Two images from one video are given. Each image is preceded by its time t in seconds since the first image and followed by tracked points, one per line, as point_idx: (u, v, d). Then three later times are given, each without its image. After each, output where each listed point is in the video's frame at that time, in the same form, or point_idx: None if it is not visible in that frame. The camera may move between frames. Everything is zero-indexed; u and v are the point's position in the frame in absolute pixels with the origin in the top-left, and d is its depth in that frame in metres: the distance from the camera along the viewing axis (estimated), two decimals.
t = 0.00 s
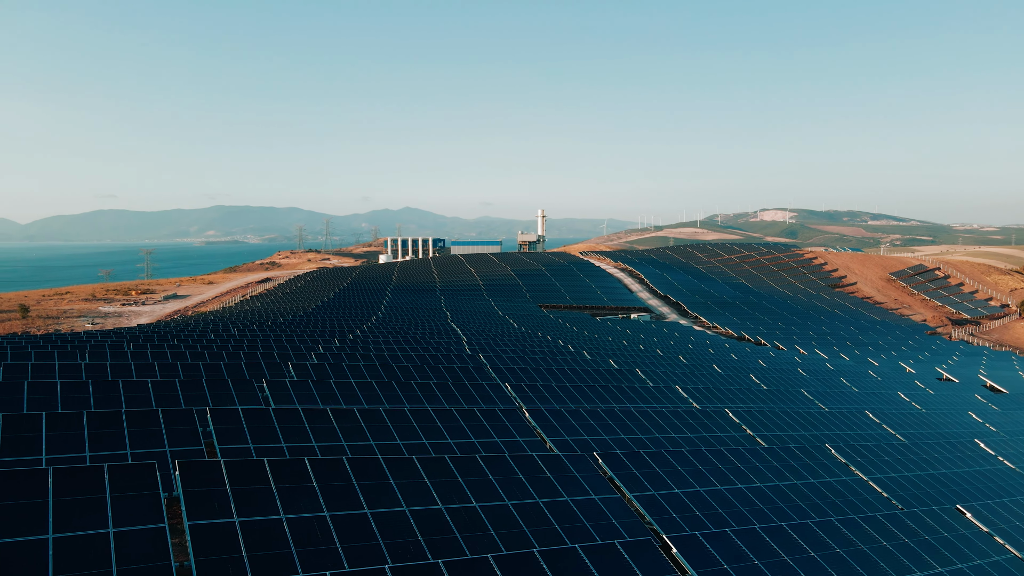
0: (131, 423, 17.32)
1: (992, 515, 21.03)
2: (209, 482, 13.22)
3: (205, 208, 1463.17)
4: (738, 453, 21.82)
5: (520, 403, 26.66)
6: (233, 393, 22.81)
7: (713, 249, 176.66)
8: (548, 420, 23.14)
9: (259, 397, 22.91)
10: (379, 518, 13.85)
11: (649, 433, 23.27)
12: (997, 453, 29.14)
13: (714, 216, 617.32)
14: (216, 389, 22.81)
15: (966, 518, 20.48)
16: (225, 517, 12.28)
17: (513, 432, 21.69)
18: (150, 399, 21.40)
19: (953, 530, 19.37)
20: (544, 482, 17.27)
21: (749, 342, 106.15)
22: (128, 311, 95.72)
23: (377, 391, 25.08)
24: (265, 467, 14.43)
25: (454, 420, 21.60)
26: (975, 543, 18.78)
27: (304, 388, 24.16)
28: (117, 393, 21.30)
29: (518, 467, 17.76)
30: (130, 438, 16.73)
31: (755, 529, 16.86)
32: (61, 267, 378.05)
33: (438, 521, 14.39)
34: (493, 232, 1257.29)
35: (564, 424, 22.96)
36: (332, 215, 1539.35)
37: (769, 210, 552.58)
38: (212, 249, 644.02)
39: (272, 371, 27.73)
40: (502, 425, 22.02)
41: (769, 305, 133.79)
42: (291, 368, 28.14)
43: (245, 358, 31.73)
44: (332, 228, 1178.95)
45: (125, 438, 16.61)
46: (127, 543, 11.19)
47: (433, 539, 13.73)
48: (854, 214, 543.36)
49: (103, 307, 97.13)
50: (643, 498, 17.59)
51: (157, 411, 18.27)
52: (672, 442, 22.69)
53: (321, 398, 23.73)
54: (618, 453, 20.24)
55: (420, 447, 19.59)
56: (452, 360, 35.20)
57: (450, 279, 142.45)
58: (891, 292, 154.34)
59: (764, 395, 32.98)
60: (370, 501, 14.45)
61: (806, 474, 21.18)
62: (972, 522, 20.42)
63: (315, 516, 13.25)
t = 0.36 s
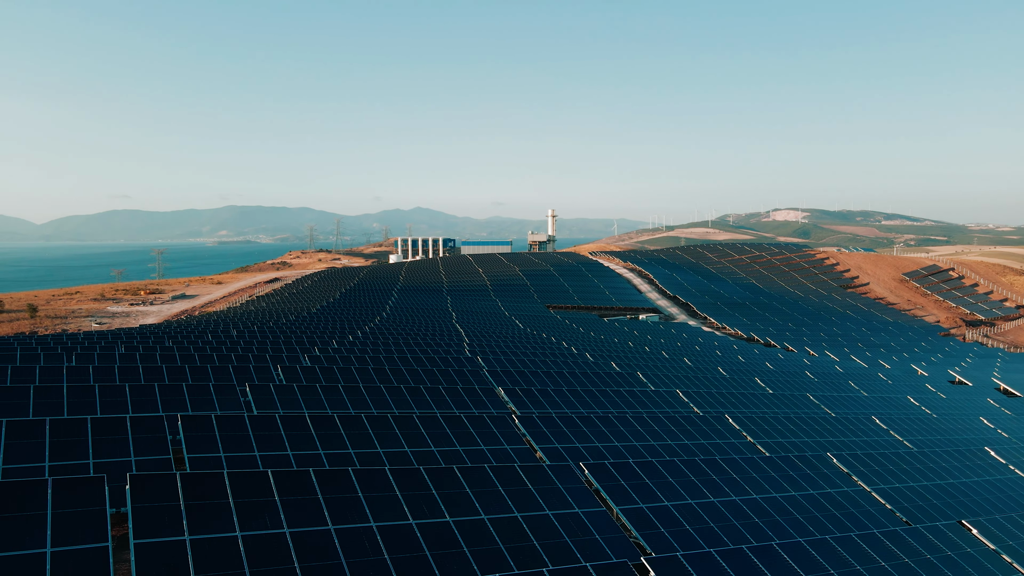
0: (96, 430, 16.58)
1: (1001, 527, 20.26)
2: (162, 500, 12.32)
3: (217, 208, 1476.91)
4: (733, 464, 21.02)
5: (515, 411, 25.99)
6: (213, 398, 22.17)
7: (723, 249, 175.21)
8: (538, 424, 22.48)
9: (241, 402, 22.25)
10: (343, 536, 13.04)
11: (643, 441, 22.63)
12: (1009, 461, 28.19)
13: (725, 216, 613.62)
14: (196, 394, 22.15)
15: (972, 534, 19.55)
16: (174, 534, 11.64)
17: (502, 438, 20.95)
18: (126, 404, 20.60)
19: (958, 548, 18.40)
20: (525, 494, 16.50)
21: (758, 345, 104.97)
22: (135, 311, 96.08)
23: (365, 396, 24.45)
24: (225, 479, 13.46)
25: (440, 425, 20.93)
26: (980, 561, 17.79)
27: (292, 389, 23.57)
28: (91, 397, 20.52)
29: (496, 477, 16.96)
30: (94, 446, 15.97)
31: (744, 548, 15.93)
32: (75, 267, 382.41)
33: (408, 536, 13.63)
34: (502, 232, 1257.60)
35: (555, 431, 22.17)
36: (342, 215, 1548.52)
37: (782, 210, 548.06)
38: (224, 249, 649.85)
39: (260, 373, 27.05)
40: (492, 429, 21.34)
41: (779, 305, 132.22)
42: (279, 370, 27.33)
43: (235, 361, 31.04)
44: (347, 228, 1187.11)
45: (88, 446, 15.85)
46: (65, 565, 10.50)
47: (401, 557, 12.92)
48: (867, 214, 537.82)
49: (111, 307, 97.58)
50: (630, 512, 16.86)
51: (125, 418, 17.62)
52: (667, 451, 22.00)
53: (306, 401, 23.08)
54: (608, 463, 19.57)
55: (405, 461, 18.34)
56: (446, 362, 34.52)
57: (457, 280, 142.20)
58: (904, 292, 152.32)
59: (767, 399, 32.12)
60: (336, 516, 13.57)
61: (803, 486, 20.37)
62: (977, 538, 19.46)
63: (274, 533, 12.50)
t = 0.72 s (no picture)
0: (57, 438, 15.71)
1: (1011, 542, 19.27)
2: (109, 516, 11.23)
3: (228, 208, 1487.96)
4: (727, 474, 20.00)
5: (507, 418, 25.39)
6: (192, 402, 21.63)
7: (734, 249, 173.76)
8: (527, 430, 21.79)
9: (221, 408, 21.74)
10: (300, 553, 11.90)
11: (635, 449, 21.97)
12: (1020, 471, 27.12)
13: (737, 216, 608.74)
14: (174, 399, 21.58)
15: (977, 551, 18.35)
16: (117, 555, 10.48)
17: (487, 446, 20.25)
18: (100, 410, 20.06)
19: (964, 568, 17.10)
20: (502, 508, 15.27)
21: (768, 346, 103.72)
22: (142, 311, 96.65)
23: (351, 401, 23.91)
24: (174, 493, 12.33)
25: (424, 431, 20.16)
26: None
27: (276, 394, 23.05)
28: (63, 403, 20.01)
29: (472, 489, 15.75)
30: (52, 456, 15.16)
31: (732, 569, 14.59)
32: (90, 266, 387.27)
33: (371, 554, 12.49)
34: (512, 232, 1257.69)
35: (544, 438, 21.44)
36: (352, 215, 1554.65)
37: (794, 210, 543.83)
38: (235, 249, 655.31)
39: (247, 377, 26.61)
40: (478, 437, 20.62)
41: (789, 306, 130.70)
42: (267, 374, 26.80)
43: (227, 363, 30.60)
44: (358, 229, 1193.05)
45: (46, 455, 15.08)
46: None
47: None
48: (881, 214, 532.23)
49: (120, 307, 98.29)
50: (614, 527, 15.71)
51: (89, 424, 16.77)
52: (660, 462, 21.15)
53: (290, 407, 22.54)
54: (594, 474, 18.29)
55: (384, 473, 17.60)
56: (442, 364, 33.94)
57: (464, 280, 141.90)
58: (918, 293, 150.10)
59: (770, 404, 31.33)
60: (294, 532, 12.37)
61: (800, 498, 19.34)
62: (983, 557, 18.22)
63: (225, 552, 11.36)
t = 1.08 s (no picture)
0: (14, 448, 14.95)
1: (1017, 559, 18.55)
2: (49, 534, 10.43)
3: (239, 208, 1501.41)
4: (720, 487, 19.20)
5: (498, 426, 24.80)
6: (168, 408, 21.11)
7: (744, 249, 172.33)
8: (515, 437, 21.16)
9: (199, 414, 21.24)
10: None
11: (624, 458, 21.34)
12: None
13: (748, 216, 604.68)
14: (151, 405, 21.04)
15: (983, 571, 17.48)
16: None
17: (471, 454, 19.58)
18: (71, 416, 19.43)
19: None
20: (478, 524, 14.49)
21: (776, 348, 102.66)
22: (149, 311, 96.98)
23: (336, 406, 23.38)
24: (118, 510, 11.41)
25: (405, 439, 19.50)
26: None
27: (259, 400, 22.58)
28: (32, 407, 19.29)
29: (445, 503, 14.96)
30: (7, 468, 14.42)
31: None
32: (104, 267, 391.82)
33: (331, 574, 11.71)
34: (521, 232, 1257.39)
35: (532, 446, 20.77)
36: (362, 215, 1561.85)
37: (806, 210, 540.28)
38: (247, 249, 660.50)
39: (232, 381, 26.15)
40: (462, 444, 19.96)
41: (799, 307, 129.21)
42: (253, 378, 26.33)
43: (217, 366, 30.21)
44: (367, 228, 1198.61)
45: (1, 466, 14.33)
46: None
47: None
48: (894, 215, 526.48)
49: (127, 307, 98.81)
50: (596, 542, 14.97)
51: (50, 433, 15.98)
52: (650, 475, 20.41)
53: (271, 414, 22.02)
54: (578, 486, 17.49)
55: (361, 486, 16.82)
56: (437, 368, 33.40)
57: (471, 280, 141.65)
58: (930, 294, 148.00)
59: (771, 409, 30.58)
60: (248, 554, 11.59)
61: (796, 512, 18.56)
62: None
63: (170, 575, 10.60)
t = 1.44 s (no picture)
0: None
1: None
2: None
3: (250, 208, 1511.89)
4: (708, 499, 18.54)
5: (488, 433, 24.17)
6: (143, 415, 20.56)
7: (754, 249, 170.84)
8: (500, 444, 20.55)
9: (175, 420, 20.76)
10: None
11: (612, 467, 20.80)
12: None
13: (760, 216, 599.47)
14: (125, 410, 20.47)
15: None
16: None
17: (452, 463, 18.81)
18: (40, 423, 18.92)
19: None
20: (446, 540, 13.71)
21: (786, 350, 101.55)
22: (157, 311, 97.52)
23: (322, 411, 22.87)
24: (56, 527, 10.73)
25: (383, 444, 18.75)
26: None
27: (239, 404, 22.07)
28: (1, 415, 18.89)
29: (414, 518, 14.09)
30: None
31: None
32: (118, 266, 396.53)
33: None
34: (530, 232, 1256.84)
35: (517, 455, 20.10)
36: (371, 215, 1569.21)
37: (818, 210, 535.68)
38: (259, 249, 665.76)
39: (217, 385, 25.70)
40: (443, 449, 19.32)
41: (810, 308, 127.82)
42: (238, 382, 25.88)
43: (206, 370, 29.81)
44: (377, 229, 1203.57)
45: None
46: None
47: None
48: (908, 215, 520.72)
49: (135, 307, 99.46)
50: (573, 560, 14.28)
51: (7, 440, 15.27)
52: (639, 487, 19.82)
53: (250, 420, 21.43)
54: (558, 499, 16.85)
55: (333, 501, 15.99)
56: (431, 372, 32.86)
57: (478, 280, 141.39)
58: (944, 295, 145.94)
59: (773, 415, 29.77)
60: None
61: (790, 528, 17.85)
62: None
63: None
